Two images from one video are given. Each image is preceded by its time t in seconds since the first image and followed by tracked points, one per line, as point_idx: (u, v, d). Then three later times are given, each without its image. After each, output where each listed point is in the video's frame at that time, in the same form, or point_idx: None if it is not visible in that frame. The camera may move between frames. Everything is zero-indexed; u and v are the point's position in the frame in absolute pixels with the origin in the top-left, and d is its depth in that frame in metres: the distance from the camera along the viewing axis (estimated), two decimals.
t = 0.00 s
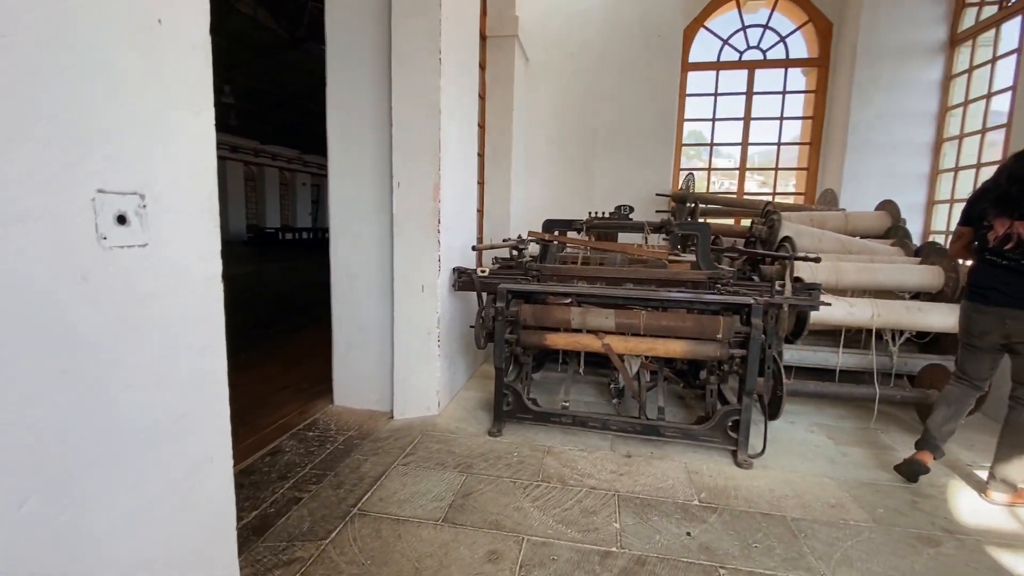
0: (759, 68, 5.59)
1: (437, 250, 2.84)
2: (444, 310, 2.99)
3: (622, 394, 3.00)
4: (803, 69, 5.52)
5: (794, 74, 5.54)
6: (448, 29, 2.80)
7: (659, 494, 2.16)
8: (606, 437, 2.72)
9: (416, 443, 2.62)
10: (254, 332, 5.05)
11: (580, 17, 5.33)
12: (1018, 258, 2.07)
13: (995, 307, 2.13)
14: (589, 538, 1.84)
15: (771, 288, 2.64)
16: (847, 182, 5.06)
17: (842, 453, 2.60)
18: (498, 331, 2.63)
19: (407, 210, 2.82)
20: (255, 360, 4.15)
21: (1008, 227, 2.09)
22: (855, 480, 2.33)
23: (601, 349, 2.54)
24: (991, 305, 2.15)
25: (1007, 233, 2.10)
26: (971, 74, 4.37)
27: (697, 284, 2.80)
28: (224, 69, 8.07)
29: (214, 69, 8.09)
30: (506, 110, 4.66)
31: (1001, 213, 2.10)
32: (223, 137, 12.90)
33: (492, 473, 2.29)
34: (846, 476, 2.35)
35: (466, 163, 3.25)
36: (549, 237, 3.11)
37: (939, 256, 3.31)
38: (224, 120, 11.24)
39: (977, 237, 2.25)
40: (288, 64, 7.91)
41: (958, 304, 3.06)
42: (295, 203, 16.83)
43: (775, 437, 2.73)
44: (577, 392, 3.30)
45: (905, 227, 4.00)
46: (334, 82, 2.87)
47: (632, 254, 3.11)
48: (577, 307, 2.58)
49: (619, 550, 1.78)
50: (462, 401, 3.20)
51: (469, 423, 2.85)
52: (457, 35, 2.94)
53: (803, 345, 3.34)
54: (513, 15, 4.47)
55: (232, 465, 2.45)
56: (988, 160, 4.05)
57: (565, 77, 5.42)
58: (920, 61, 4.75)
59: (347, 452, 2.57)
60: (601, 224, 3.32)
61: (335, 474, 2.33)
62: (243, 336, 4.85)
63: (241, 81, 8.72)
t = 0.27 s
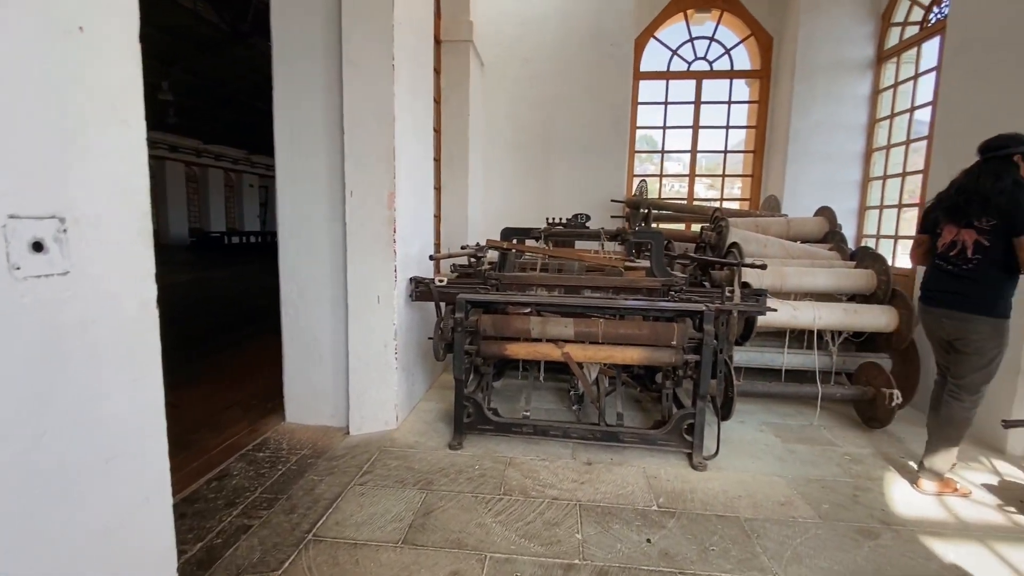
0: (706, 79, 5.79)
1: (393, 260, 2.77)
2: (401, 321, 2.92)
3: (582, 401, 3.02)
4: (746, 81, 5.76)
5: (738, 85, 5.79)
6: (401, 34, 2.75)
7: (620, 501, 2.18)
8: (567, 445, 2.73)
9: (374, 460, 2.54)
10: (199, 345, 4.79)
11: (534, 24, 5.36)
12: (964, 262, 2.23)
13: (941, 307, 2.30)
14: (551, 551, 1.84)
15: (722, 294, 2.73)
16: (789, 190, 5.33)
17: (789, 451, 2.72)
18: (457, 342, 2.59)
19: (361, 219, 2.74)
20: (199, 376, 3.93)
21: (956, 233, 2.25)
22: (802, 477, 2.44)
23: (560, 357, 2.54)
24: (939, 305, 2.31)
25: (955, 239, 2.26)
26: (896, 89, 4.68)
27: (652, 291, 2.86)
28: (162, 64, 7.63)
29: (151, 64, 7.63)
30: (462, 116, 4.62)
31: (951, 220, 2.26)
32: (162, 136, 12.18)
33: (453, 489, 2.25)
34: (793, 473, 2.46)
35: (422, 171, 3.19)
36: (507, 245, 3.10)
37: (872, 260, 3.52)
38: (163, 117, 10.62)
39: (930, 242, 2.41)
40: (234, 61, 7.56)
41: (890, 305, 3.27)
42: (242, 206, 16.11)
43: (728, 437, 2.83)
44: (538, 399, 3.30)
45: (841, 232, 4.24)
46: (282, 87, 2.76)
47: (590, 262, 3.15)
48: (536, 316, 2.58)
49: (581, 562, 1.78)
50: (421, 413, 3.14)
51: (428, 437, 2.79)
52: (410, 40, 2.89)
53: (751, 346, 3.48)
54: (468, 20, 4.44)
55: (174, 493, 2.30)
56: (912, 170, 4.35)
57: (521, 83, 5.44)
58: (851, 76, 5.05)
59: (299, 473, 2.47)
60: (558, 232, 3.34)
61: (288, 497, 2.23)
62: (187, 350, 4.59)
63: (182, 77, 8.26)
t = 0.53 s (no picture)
0: (661, 86, 5.94)
1: (350, 267, 2.68)
2: (359, 330, 2.82)
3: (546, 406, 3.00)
4: (699, 89, 5.94)
5: (691, 93, 5.97)
6: (356, 34, 2.67)
7: (586, 508, 2.17)
8: (532, 453, 2.70)
9: (332, 476, 2.43)
10: (141, 358, 4.50)
11: (493, 28, 5.36)
12: (912, 266, 2.38)
13: (895, 308, 2.44)
14: (518, 564, 1.80)
15: (682, 297, 2.77)
16: (740, 195, 5.52)
17: (747, 449, 2.79)
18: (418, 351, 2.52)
19: (316, 224, 2.63)
20: (141, 391, 3.69)
21: (906, 239, 2.40)
22: (761, 475, 2.50)
23: (524, 364, 2.50)
24: (894, 305, 2.46)
25: (905, 245, 2.40)
26: (837, 100, 4.93)
27: (614, 295, 2.88)
28: (100, 61, 7.17)
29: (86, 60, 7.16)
30: (420, 119, 4.55)
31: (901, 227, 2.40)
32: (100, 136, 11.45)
33: (415, 503, 2.18)
34: (752, 471, 2.52)
35: (380, 175, 3.11)
36: (469, 250, 3.06)
37: (819, 262, 3.68)
38: (101, 117, 9.99)
39: (893, 248, 2.55)
40: (179, 59, 7.20)
41: (837, 304, 3.43)
42: (190, 211, 15.34)
43: (689, 438, 2.87)
44: (502, 406, 3.26)
45: (790, 235, 4.41)
46: (230, 87, 2.63)
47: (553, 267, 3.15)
48: (500, 322, 2.54)
49: (547, 572, 1.76)
50: (382, 424, 3.04)
51: (389, 449, 2.70)
52: (365, 40, 2.81)
53: (709, 347, 3.57)
54: (425, 22, 4.38)
55: (110, 522, 2.13)
56: (853, 176, 4.59)
57: (480, 87, 5.42)
58: (795, 86, 5.30)
59: (251, 493, 2.33)
60: (520, 238, 3.33)
61: (238, 520, 2.10)
62: (127, 364, 4.30)
63: (122, 75, 7.80)
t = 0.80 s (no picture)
0: (624, 92, 6.01)
1: (307, 274, 2.56)
2: (318, 340, 2.69)
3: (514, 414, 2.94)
4: (661, 95, 6.04)
5: (653, 99, 6.07)
6: (311, 31, 2.56)
7: (555, 518, 2.12)
8: (500, 462, 2.63)
9: (289, 495, 2.30)
10: (81, 372, 4.20)
11: (456, 30, 5.30)
12: (877, 262, 2.57)
13: (865, 301, 2.63)
14: None
15: (648, 300, 2.77)
16: (701, 199, 5.63)
17: (713, 450, 2.81)
18: (381, 360, 2.41)
19: (269, 229, 2.50)
20: (79, 409, 3.43)
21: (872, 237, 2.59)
22: (726, 476, 2.51)
23: (491, 371, 2.43)
24: (866, 301, 2.63)
25: (873, 243, 2.59)
26: (791, 107, 5.11)
27: (580, 299, 2.86)
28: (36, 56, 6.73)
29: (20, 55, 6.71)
30: (382, 120, 4.44)
31: (867, 226, 2.60)
32: (37, 136, 10.74)
33: (378, 521, 2.08)
34: (718, 472, 2.54)
35: (339, 178, 3.00)
36: (432, 255, 2.98)
37: (777, 264, 3.77)
38: (38, 116, 9.37)
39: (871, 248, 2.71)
40: (125, 56, 6.83)
41: (795, 305, 3.52)
42: (139, 215, 14.58)
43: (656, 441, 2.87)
44: (469, 414, 3.18)
45: (749, 238, 4.52)
46: (174, 84, 2.48)
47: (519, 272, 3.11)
48: (465, 329, 2.46)
49: None
50: (343, 437, 2.91)
51: (350, 464, 2.59)
52: (321, 37, 2.70)
53: (673, 350, 3.58)
54: (386, 22, 4.29)
55: (38, 555, 1.94)
56: (807, 180, 4.75)
57: (444, 89, 5.35)
58: (752, 94, 5.46)
59: (199, 517, 2.18)
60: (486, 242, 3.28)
61: (183, 547, 1.95)
62: (65, 380, 4.00)
63: (61, 72, 7.34)
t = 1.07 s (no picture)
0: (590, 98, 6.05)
1: (262, 282, 2.42)
2: (274, 351, 2.55)
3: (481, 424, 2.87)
4: (627, 102, 6.11)
5: (619, 106, 6.13)
6: (267, 28, 2.44)
7: (524, 532, 2.06)
8: (468, 475, 2.55)
9: (243, 518, 2.16)
10: (18, 390, 3.91)
11: (422, 33, 5.22)
12: (852, 265, 2.64)
13: (841, 304, 2.69)
14: None
15: (617, 306, 2.75)
16: (667, 204, 5.70)
17: (682, 456, 2.80)
18: (341, 372, 2.30)
19: (221, 235, 2.36)
20: (11, 430, 3.16)
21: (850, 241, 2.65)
22: (695, 481, 2.51)
23: (458, 381, 2.35)
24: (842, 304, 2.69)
25: (849, 246, 2.66)
26: (752, 115, 5.24)
27: (548, 305, 2.82)
28: None
29: None
30: (345, 123, 4.31)
31: (844, 230, 2.66)
32: None
33: (339, 543, 1.97)
34: (687, 478, 2.53)
35: (297, 182, 2.87)
36: (397, 261, 2.89)
37: (741, 269, 3.83)
38: None
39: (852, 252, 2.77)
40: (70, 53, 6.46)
41: (758, 309, 3.58)
42: (87, 221, 13.82)
43: (626, 448, 2.85)
44: (435, 426, 3.09)
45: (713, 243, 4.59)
46: (115, 81, 2.32)
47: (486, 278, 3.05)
48: (431, 337, 2.37)
49: None
50: (303, 453, 2.77)
51: (310, 482, 2.46)
52: (278, 35, 2.58)
53: (641, 355, 3.57)
54: (349, 22, 4.18)
55: None
56: (768, 187, 4.87)
57: (410, 92, 5.25)
58: (714, 102, 5.58)
59: (142, 545, 2.02)
60: (451, 248, 3.21)
61: None
62: None
63: None
